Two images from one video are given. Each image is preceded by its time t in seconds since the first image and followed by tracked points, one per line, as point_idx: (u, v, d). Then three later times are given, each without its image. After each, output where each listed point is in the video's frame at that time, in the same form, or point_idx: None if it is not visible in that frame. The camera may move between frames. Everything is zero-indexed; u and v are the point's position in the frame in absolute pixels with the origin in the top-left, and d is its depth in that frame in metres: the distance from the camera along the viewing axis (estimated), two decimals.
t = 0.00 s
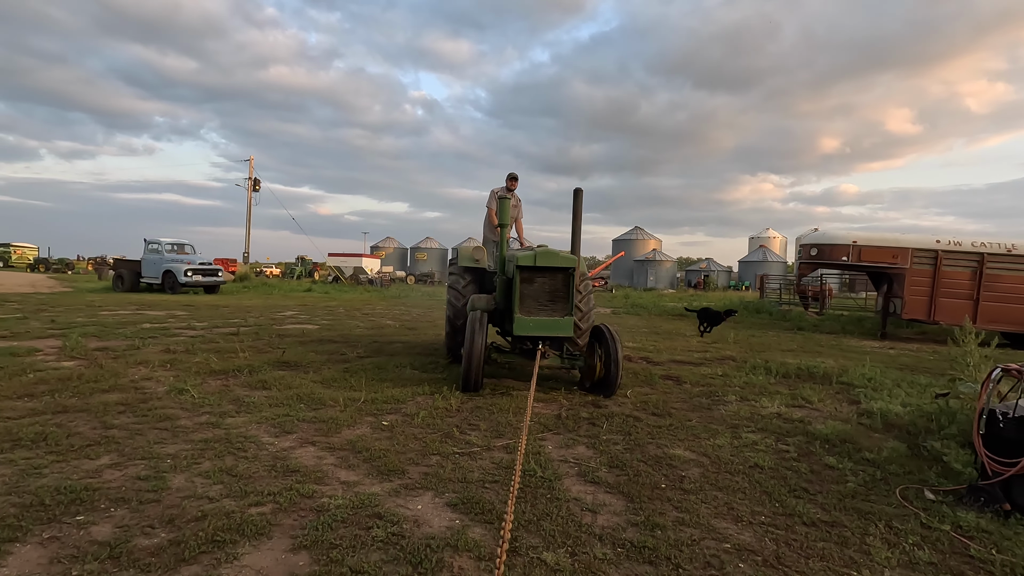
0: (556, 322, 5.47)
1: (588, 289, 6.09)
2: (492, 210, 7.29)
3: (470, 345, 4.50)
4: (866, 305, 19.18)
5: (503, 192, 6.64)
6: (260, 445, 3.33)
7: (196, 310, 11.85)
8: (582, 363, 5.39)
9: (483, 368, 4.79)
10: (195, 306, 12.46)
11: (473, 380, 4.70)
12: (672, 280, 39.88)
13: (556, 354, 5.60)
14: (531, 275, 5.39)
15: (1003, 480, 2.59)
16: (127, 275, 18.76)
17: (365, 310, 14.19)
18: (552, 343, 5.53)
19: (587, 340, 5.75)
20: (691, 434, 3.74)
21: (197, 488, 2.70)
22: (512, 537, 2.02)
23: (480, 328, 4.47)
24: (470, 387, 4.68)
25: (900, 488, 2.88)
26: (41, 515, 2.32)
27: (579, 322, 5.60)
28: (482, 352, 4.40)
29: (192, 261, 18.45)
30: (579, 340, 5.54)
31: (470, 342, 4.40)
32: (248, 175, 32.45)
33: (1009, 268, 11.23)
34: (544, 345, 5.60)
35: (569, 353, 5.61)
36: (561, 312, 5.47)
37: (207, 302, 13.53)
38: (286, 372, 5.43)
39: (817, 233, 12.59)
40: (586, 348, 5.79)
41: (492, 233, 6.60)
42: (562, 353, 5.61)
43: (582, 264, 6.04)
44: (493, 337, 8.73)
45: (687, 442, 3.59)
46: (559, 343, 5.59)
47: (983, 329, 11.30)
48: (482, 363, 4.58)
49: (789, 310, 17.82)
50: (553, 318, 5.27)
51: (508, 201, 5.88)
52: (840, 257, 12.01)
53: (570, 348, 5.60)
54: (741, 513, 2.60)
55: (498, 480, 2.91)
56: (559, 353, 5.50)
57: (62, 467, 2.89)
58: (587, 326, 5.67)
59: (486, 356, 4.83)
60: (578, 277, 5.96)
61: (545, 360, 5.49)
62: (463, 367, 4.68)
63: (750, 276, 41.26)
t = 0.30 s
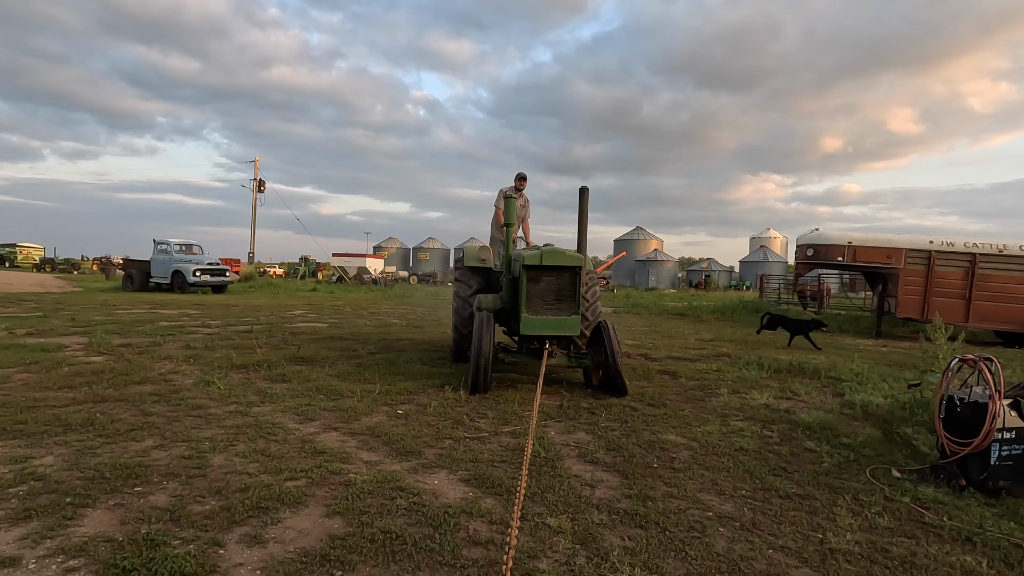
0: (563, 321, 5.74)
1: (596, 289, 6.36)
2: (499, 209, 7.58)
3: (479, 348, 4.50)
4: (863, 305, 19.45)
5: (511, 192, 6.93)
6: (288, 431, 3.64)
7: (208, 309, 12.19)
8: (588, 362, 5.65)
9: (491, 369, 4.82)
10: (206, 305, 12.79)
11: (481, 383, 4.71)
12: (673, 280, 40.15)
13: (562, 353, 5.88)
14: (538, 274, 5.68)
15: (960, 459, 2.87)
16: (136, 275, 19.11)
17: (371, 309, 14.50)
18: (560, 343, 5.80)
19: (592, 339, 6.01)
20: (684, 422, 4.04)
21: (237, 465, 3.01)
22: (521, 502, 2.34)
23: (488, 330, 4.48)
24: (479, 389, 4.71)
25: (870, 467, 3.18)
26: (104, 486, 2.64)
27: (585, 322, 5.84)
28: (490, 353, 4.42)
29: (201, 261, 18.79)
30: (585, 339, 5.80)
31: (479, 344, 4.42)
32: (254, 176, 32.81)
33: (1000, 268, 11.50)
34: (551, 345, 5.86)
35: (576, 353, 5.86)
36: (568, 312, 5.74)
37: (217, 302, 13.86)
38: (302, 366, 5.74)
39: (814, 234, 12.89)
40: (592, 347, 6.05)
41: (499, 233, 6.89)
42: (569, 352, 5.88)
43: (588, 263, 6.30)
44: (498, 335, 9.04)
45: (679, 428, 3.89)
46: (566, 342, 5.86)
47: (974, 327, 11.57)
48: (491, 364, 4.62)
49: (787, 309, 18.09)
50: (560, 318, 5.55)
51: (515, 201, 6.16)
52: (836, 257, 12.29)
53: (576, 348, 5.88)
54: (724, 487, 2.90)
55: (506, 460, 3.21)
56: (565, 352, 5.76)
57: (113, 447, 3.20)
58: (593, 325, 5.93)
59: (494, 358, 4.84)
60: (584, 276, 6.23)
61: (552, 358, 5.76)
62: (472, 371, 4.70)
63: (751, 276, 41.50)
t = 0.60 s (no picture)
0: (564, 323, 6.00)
1: (601, 290, 6.60)
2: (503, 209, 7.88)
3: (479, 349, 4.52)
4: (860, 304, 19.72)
5: (515, 192, 7.23)
6: (309, 418, 3.97)
7: (218, 308, 12.53)
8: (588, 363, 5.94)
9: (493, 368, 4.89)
10: (215, 304, 13.15)
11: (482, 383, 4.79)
12: (674, 280, 40.41)
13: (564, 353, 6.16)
14: (539, 274, 5.98)
15: (919, 441, 3.18)
16: (145, 275, 19.46)
17: (376, 308, 14.83)
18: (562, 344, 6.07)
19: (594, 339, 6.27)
20: (675, 411, 4.35)
21: (267, 446, 3.34)
22: (523, 476, 2.64)
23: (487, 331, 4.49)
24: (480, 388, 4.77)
25: (841, 450, 3.49)
26: (151, 463, 2.96)
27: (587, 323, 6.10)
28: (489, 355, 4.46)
29: (208, 262, 19.14)
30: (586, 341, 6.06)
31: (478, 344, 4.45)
32: (259, 177, 33.17)
33: (991, 268, 11.77)
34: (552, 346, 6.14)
35: (578, 354, 6.15)
36: (569, 313, 6.01)
37: (225, 300, 14.20)
38: (315, 361, 6.06)
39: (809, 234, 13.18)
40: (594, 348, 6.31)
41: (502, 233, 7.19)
42: (571, 353, 6.16)
43: (590, 264, 6.59)
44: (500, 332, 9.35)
45: (669, 417, 4.20)
46: (568, 342, 6.14)
47: (966, 326, 11.84)
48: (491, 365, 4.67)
49: (784, 308, 18.39)
50: (560, 320, 5.81)
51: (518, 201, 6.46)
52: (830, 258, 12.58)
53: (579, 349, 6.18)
54: (705, 466, 3.21)
55: (510, 443, 3.53)
56: (567, 354, 6.03)
57: (152, 430, 3.54)
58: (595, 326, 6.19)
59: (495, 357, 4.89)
60: (586, 277, 6.51)
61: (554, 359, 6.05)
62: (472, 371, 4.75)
63: (751, 276, 41.74)
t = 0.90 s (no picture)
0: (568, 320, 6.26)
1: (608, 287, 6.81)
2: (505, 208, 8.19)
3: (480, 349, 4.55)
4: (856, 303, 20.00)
5: (517, 191, 7.53)
6: (326, 405, 4.29)
7: (226, 306, 12.87)
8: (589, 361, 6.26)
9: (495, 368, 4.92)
10: (224, 303, 13.50)
11: (483, 382, 4.89)
12: (674, 279, 40.68)
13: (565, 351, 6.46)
14: (541, 271, 6.29)
15: (885, 425, 3.48)
16: (153, 275, 19.80)
17: (380, 307, 15.17)
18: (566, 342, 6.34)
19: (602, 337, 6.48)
20: (666, 400, 4.67)
21: (290, 429, 3.66)
22: (524, 453, 2.96)
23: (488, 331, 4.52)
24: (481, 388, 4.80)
25: (815, 434, 3.80)
26: (189, 443, 3.29)
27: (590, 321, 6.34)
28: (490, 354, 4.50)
29: (215, 262, 19.48)
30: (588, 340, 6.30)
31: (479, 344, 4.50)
32: (263, 178, 33.54)
33: (982, 267, 12.04)
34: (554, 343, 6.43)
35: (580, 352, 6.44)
36: (572, 310, 6.29)
37: (233, 299, 14.54)
38: (327, 356, 6.39)
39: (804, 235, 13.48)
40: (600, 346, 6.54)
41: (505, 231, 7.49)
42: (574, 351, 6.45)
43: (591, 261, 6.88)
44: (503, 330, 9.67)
45: (660, 405, 4.51)
46: (571, 340, 6.44)
47: (957, 324, 12.12)
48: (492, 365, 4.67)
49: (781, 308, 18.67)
50: (562, 317, 6.07)
51: (519, 200, 6.75)
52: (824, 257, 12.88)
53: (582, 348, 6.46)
54: (689, 447, 3.52)
55: (512, 427, 3.85)
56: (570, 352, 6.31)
57: (184, 416, 3.86)
58: (600, 325, 6.41)
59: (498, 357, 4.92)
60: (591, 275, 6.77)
61: (557, 357, 6.34)
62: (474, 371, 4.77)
63: (751, 275, 42.00)
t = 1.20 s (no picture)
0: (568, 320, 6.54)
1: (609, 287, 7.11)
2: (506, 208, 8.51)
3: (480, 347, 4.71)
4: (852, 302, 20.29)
5: (518, 191, 7.85)
6: (340, 395, 4.62)
7: (234, 305, 13.20)
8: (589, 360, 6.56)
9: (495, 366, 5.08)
10: (232, 302, 13.85)
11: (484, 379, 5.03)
12: (674, 279, 40.95)
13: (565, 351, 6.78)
14: (541, 272, 6.62)
15: (854, 412, 3.81)
16: (160, 275, 20.13)
17: (383, 306, 15.50)
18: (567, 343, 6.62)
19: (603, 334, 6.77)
20: (657, 391, 5.00)
21: (309, 416, 4.00)
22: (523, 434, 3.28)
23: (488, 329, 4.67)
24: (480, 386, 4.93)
25: (793, 420, 4.14)
26: (219, 426, 3.62)
27: (590, 321, 6.65)
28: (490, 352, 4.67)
29: (221, 262, 19.82)
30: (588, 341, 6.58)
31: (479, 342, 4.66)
32: (267, 179, 33.91)
33: (971, 267, 12.34)
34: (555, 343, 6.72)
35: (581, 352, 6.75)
36: (571, 310, 6.61)
37: (240, 298, 14.89)
38: (336, 351, 6.72)
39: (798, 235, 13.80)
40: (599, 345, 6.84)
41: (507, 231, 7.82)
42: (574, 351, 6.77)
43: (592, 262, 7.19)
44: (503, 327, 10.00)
45: (651, 395, 4.84)
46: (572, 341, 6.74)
47: (947, 323, 12.42)
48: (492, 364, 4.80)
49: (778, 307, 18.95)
50: (563, 318, 6.38)
51: (520, 200, 7.07)
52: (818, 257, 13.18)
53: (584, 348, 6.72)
54: (675, 431, 3.85)
55: (512, 414, 4.18)
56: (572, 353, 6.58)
57: (210, 404, 4.20)
58: (599, 325, 6.71)
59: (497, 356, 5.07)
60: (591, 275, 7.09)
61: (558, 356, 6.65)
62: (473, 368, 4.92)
63: (751, 275, 42.26)
